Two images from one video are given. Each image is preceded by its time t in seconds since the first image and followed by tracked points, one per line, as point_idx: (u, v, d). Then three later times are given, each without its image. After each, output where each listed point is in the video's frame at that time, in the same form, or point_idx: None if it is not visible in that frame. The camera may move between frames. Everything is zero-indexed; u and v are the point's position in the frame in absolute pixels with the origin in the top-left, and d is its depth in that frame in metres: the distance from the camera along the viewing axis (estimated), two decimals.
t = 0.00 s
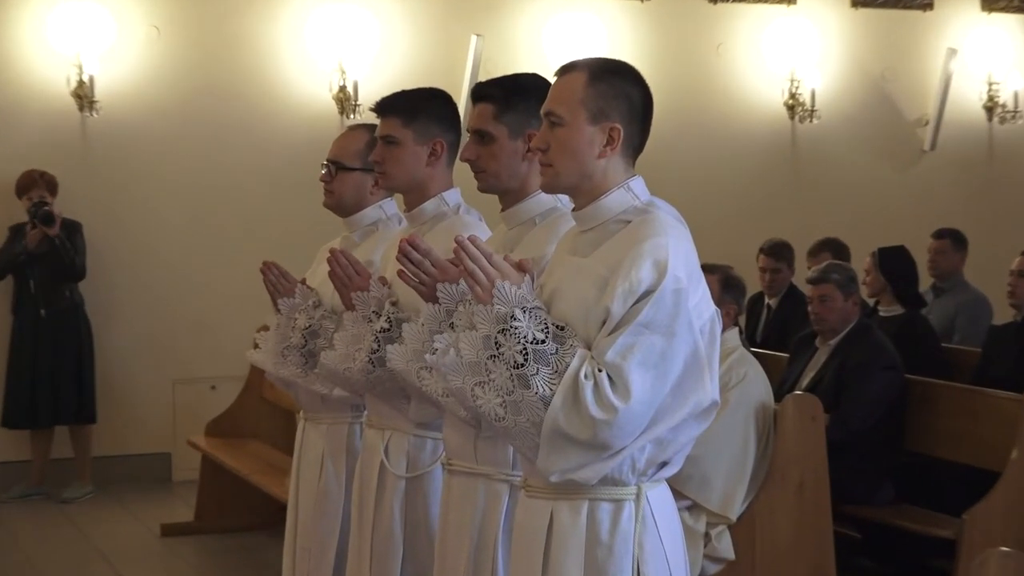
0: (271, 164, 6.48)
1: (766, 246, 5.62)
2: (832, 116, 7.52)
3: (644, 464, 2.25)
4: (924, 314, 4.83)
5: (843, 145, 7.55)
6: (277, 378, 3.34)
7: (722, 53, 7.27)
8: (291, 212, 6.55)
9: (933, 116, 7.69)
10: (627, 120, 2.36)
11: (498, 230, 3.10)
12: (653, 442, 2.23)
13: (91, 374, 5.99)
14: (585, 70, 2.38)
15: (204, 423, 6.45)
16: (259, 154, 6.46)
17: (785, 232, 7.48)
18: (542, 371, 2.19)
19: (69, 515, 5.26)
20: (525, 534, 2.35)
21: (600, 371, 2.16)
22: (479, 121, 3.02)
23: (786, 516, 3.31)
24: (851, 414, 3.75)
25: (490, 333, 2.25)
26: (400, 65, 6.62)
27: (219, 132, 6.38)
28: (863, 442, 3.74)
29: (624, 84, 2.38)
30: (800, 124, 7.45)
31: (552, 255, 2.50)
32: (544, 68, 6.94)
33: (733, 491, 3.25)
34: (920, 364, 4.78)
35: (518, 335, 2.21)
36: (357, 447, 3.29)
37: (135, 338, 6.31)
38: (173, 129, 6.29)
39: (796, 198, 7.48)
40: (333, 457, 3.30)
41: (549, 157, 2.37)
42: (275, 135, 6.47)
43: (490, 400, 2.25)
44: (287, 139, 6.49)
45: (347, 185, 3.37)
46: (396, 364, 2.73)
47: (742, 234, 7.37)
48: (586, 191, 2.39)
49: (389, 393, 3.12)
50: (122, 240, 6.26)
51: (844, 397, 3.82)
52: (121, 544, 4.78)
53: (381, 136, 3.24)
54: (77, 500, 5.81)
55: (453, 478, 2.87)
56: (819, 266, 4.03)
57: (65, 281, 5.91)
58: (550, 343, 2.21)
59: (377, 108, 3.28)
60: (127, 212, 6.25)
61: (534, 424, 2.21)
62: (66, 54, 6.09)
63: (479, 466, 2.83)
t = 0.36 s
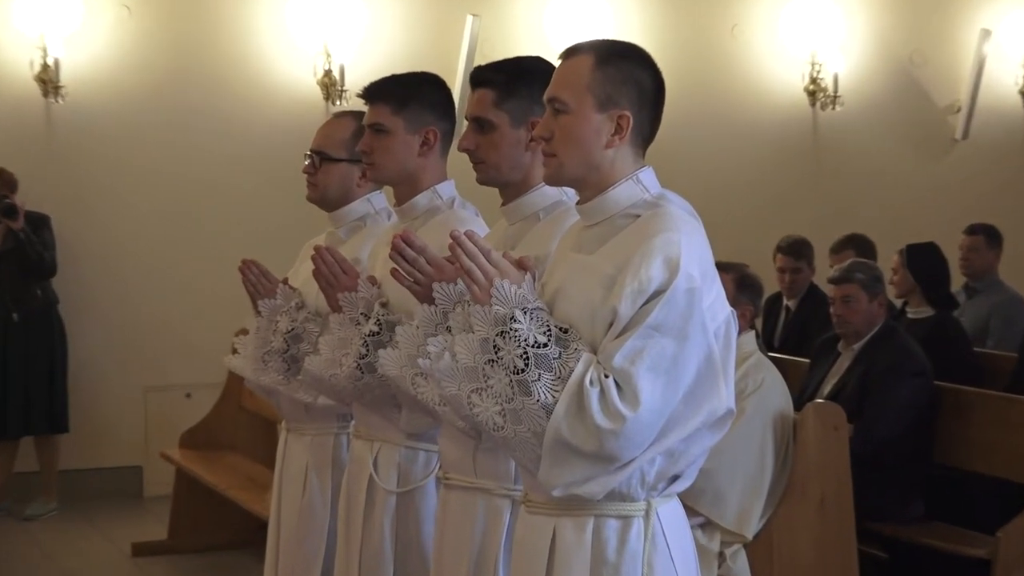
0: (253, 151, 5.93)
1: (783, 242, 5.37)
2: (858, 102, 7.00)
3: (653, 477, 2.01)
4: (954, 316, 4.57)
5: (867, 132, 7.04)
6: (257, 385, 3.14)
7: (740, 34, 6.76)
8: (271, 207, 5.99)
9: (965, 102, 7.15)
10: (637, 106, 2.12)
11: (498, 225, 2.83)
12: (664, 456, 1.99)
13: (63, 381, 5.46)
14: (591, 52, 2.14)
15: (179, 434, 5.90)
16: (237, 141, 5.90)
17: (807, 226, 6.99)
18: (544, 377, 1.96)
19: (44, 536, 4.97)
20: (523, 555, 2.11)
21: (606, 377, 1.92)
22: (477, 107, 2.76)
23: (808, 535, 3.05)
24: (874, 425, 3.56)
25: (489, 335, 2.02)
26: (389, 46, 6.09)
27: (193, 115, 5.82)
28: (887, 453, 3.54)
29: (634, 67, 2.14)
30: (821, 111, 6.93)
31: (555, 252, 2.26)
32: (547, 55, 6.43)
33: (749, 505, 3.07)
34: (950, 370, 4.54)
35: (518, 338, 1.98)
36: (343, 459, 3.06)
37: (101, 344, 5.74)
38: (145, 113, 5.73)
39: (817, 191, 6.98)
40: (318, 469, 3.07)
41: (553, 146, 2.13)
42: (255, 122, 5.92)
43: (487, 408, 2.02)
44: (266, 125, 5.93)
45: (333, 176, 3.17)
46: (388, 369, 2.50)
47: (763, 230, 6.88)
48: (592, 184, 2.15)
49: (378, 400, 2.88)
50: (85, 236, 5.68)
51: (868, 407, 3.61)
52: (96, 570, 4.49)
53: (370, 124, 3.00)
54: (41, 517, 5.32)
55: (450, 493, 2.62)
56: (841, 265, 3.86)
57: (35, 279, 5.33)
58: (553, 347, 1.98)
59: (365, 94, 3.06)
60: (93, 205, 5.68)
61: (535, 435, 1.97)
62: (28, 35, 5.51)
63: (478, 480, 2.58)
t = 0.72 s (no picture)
0: (235, 141, 5.64)
1: (800, 241, 5.16)
2: (885, 85, 6.41)
3: (664, 492, 1.78)
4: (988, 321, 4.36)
5: (895, 124, 6.43)
6: (235, 394, 2.96)
7: (753, 12, 6.33)
8: (253, 202, 5.69)
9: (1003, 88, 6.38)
10: (647, 91, 1.89)
11: (499, 222, 2.56)
12: (677, 470, 1.76)
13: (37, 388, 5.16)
14: (598, 32, 1.91)
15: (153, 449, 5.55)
16: (218, 133, 5.61)
17: (826, 226, 6.49)
18: (545, 384, 1.73)
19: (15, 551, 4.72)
20: None
21: (612, 384, 1.69)
22: (476, 92, 2.50)
23: (832, 555, 2.83)
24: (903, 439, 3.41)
25: (485, 338, 1.80)
26: (379, 29, 5.83)
27: (170, 107, 5.53)
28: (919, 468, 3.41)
29: (644, 49, 1.91)
30: (845, 96, 6.41)
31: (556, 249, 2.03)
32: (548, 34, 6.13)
33: (768, 521, 2.85)
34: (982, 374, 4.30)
35: (517, 341, 1.76)
36: (326, 477, 2.87)
37: (74, 349, 5.42)
38: (120, 100, 5.44)
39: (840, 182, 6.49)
40: (301, 485, 2.88)
41: (555, 134, 1.90)
42: (236, 112, 5.63)
43: (484, 417, 1.79)
44: (248, 112, 5.64)
45: (318, 167, 3.04)
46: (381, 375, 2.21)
47: (781, 229, 6.43)
48: (597, 175, 1.92)
49: (367, 410, 2.66)
50: (54, 234, 5.36)
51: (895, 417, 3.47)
52: None
53: (358, 111, 2.78)
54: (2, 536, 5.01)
55: (445, 509, 2.37)
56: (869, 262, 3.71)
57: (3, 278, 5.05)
58: (554, 351, 1.75)
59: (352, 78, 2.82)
60: (63, 199, 5.36)
61: (535, 446, 1.74)
62: None
63: (474, 494, 2.33)
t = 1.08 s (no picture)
0: (224, 137, 5.47)
1: (819, 240, 4.94)
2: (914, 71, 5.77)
3: (674, 506, 1.60)
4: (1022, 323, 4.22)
5: (922, 118, 5.72)
6: (218, 401, 2.83)
7: None
8: (246, 197, 5.53)
9: None
10: (656, 78, 1.71)
11: (499, 219, 2.38)
12: (688, 484, 1.59)
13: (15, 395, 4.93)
14: (602, 14, 1.73)
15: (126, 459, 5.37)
16: (206, 126, 5.45)
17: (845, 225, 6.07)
18: (546, 391, 1.56)
19: None
20: None
21: (618, 391, 1.52)
22: (477, 78, 2.31)
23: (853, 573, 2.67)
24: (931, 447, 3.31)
25: (483, 342, 1.62)
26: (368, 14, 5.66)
27: (156, 101, 5.37)
28: (948, 479, 3.32)
29: (653, 33, 1.73)
30: (871, 83, 5.90)
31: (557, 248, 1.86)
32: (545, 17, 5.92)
33: (787, 533, 2.67)
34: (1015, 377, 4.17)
35: (516, 345, 1.58)
36: (318, 489, 2.74)
37: (57, 352, 5.26)
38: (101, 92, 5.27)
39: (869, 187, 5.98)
40: (288, 497, 2.73)
41: (557, 124, 1.72)
42: (224, 105, 5.47)
43: (482, 426, 1.61)
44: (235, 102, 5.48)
45: (306, 157, 2.89)
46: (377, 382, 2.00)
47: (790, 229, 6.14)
48: (601, 168, 1.74)
49: (359, 419, 2.48)
50: (35, 233, 5.21)
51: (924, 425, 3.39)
52: None
53: (349, 98, 2.60)
54: None
55: (445, 524, 2.16)
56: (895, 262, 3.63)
57: None
58: (557, 355, 1.58)
59: (342, 66, 2.65)
60: (46, 195, 5.21)
61: (537, 457, 1.57)
62: None
63: (477, 508, 2.12)
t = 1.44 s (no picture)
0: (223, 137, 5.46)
1: (823, 239, 4.89)
2: (916, 72, 5.77)
3: (671, 507, 1.59)
4: None
5: (923, 113, 5.76)
6: (216, 401, 2.81)
7: None
8: (246, 195, 5.51)
9: None
10: (653, 78, 1.70)
11: (501, 218, 2.36)
12: (687, 483, 1.58)
13: (16, 398, 4.90)
14: (599, 13, 1.71)
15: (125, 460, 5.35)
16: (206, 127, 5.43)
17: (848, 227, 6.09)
18: (544, 392, 1.54)
19: None
20: None
21: (616, 392, 1.51)
22: (479, 77, 2.30)
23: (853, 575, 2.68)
24: (932, 449, 3.30)
25: (480, 343, 1.61)
26: (369, 13, 5.66)
27: (154, 101, 5.35)
28: (949, 478, 3.30)
29: (650, 31, 1.72)
30: (871, 82, 5.95)
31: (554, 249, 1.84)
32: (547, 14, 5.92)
33: (788, 534, 2.66)
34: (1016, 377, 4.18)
35: (513, 347, 1.57)
36: (318, 489, 2.74)
37: (55, 353, 5.24)
38: (99, 91, 5.26)
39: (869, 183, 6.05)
40: (288, 498, 2.72)
41: (553, 124, 1.70)
42: (223, 104, 5.45)
43: (479, 427, 1.59)
44: (234, 101, 5.46)
45: (304, 156, 2.88)
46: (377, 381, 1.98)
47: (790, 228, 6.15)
48: (599, 168, 1.72)
49: (358, 419, 2.47)
50: (32, 234, 5.19)
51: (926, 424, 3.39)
52: None
53: (349, 97, 2.58)
54: None
55: (447, 523, 2.15)
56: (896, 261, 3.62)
57: None
58: (555, 356, 1.56)
59: (341, 64, 2.64)
60: (44, 195, 5.19)
61: (535, 459, 1.55)
62: None
63: (479, 508, 2.11)
